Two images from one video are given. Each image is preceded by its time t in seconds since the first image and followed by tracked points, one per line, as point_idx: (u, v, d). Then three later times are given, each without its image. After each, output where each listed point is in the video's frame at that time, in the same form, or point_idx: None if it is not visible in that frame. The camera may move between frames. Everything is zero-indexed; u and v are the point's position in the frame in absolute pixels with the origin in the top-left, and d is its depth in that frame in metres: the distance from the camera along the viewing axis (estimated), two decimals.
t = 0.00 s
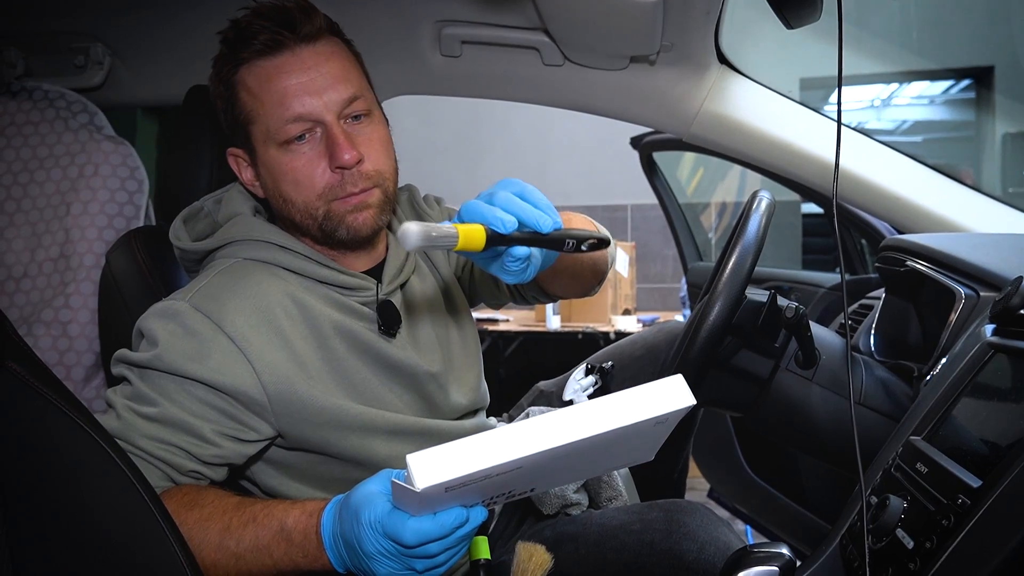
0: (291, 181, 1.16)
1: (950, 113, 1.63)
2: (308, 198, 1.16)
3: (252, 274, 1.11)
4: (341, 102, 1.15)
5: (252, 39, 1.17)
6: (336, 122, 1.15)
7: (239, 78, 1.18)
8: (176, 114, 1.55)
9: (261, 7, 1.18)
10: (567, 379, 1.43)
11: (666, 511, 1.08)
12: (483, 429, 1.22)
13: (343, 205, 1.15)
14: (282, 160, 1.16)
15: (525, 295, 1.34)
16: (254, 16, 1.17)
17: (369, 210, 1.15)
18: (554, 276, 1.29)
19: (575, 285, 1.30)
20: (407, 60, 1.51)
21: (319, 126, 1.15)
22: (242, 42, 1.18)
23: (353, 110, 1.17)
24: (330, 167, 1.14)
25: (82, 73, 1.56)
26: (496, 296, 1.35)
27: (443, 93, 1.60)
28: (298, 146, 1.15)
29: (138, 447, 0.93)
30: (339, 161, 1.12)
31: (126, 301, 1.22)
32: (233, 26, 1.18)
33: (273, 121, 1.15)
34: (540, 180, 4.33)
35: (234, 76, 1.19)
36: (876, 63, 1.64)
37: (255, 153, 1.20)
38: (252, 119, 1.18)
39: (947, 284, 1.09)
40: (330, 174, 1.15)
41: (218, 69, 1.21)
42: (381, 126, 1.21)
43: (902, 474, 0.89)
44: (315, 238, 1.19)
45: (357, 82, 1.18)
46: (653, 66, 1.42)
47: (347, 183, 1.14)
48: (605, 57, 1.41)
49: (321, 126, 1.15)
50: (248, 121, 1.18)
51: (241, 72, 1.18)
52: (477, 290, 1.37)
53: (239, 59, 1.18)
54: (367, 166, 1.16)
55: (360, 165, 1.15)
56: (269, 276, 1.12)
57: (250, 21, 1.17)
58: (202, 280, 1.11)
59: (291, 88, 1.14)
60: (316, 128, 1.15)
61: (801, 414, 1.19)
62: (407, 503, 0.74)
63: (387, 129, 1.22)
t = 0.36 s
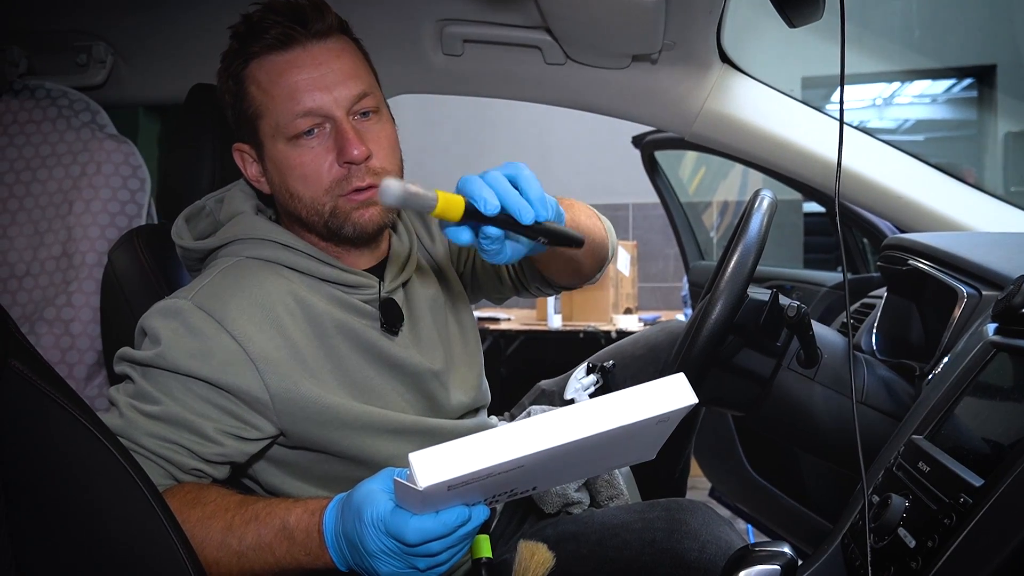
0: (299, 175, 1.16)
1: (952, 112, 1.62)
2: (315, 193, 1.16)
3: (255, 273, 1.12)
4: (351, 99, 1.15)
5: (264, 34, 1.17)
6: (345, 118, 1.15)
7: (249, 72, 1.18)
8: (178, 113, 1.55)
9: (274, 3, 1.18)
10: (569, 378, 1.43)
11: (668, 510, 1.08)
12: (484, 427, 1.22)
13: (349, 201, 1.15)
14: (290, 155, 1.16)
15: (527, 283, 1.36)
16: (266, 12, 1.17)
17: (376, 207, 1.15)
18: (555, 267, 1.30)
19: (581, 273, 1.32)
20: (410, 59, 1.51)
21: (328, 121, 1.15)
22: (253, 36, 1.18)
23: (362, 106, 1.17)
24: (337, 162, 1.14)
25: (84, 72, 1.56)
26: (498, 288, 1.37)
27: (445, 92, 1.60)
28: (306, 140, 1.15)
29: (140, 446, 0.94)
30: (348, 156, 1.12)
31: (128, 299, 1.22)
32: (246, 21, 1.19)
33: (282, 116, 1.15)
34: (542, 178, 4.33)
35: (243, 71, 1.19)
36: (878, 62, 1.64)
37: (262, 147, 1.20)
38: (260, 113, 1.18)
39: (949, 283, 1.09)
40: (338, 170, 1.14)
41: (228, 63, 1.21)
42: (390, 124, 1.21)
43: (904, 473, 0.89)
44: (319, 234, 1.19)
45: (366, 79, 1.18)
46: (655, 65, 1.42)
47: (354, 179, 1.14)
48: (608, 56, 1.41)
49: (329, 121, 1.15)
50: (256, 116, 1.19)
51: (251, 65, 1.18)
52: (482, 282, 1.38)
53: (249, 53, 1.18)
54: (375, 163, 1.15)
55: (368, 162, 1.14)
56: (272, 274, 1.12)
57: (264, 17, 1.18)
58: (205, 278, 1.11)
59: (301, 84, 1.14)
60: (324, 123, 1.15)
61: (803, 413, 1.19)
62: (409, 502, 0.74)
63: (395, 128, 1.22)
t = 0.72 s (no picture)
0: (296, 177, 1.16)
1: (951, 112, 1.62)
2: (312, 194, 1.16)
3: (255, 276, 1.12)
4: (346, 100, 1.15)
5: (259, 36, 1.17)
6: (340, 119, 1.15)
7: (245, 75, 1.18)
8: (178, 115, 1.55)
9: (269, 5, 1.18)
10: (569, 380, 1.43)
11: (668, 512, 1.08)
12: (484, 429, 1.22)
13: (345, 202, 1.15)
14: (286, 156, 1.16)
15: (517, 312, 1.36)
16: (261, 14, 1.17)
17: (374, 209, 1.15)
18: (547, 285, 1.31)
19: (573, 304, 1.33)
20: (410, 60, 1.51)
21: (324, 123, 1.15)
22: (248, 39, 1.18)
23: (357, 107, 1.17)
24: (334, 164, 1.14)
25: (85, 73, 1.56)
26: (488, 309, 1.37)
27: (445, 93, 1.60)
28: (302, 142, 1.15)
29: (142, 448, 0.94)
30: (343, 157, 1.12)
31: (129, 301, 1.22)
32: (241, 24, 1.19)
33: (278, 117, 1.15)
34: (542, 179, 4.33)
35: (240, 73, 1.19)
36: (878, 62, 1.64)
37: (260, 150, 1.20)
38: (258, 116, 1.18)
39: (949, 284, 1.09)
40: (334, 171, 1.15)
41: (225, 66, 1.21)
42: (386, 124, 1.21)
43: (904, 474, 0.89)
44: (317, 236, 1.19)
45: (361, 80, 1.18)
46: (655, 66, 1.42)
47: (349, 180, 1.14)
48: (608, 57, 1.41)
49: (325, 122, 1.15)
50: (254, 118, 1.19)
51: (247, 68, 1.18)
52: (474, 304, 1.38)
53: (245, 56, 1.18)
54: (370, 164, 1.15)
55: (363, 163, 1.14)
56: (272, 277, 1.12)
57: (258, 18, 1.17)
58: (205, 280, 1.11)
59: (296, 85, 1.14)
60: (320, 124, 1.15)
61: (803, 414, 1.19)
62: (408, 504, 0.74)
63: (392, 128, 1.22)
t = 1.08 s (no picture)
0: (294, 181, 1.16)
1: (949, 113, 1.63)
2: (311, 197, 1.16)
3: (253, 278, 1.12)
4: (338, 99, 1.16)
5: (245, 42, 1.17)
6: (334, 118, 1.15)
7: (234, 83, 1.18)
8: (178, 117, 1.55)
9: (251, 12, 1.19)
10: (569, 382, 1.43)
11: (668, 514, 1.08)
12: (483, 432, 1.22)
13: (345, 202, 1.14)
14: (282, 161, 1.16)
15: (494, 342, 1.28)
16: (245, 20, 1.17)
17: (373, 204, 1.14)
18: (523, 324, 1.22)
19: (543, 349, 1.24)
20: (409, 62, 1.51)
21: (317, 124, 1.15)
22: (234, 45, 1.18)
23: (350, 106, 1.17)
24: (330, 164, 1.14)
25: (84, 76, 1.56)
26: (473, 331, 1.31)
27: (443, 95, 1.60)
28: (297, 145, 1.15)
29: (141, 451, 0.94)
30: (340, 156, 1.12)
31: (128, 304, 1.22)
32: (226, 31, 1.19)
33: (272, 122, 1.15)
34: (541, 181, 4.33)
35: (227, 82, 1.19)
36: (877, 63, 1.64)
37: (255, 157, 1.20)
38: (250, 122, 1.18)
39: (949, 285, 1.09)
40: (332, 171, 1.15)
41: (211, 75, 1.21)
42: (379, 122, 1.21)
43: (903, 475, 0.89)
44: (317, 239, 1.19)
45: (351, 79, 1.19)
46: (654, 68, 1.42)
47: (348, 178, 1.14)
48: (606, 59, 1.41)
49: (319, 124, 1.15)
50: (246, 124, 1.18)
51: (235, 76, 1.18)
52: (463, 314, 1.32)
53: (232, 63, 1.18)
54: (367, 161, 1.15)
55: (360, 160, 1.14)
56: (271, 279, 1.12)
57: (242, 24, 1.17)
58: (204, 283, 1.11)
59: (287, 88, 1.14)
60: (314, 126, 1.15)
61: (803, 416, 1.19)
62: (407, 507, 0.74)
63: (385, 126, 1.22)
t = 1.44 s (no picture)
0: (292, 188, 1.16)
1: (949, 117, 1.63)
2: (310, 204, 1.16)
3: (252, 284, 1.12)
4: (335, 105, 1.16)
5: (241, 48, 1.17)
6: (331, 125, 1.15)
7: (230, 90, 1.19)
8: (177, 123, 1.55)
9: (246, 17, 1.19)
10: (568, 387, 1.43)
11: (668, 519, 1.08)
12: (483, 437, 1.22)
13: (344, 208, 1.15)
14: (281, 168, 1.16)
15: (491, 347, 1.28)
16: (240, 26, 1.18)
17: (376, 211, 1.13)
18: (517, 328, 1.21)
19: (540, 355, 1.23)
20: (408, 68, 1.51)
21: (315, 130, 1.15)
22: (230, 52, 1.18)
23: (346, 112, 1.17)
24: (329, 170, 1.15)
25: (84, 81, 1.56)
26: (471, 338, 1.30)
27: (442, 100, 1.61)
28: (295, 152, 1.16)
29: (139, 457, 0.94)
30: (338, 162, 1.12)
31: (127, 309, 1.22)
32: (221, 38, 1.19)
33: (269, 129, 1.15)
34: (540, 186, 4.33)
35: (224, 89, 1.20)
36: (875, 68, 1.64)
37: (253, 164, 1.20)
38: (248, 129, 1.18)
39: (948, 290, 1.09)
40: (330, 177, 1.15)
41: (208, 82, 1.21)
42: (376, 127, 1.21)
43: (903, 480, 0.89)
44: (317, 244, 1.19)
45: (347, 84, 1.18)
46: (653, 74, 1.43)
47: (347, 184, 1.14)
48: (605, 65, 1.41)
49: (316, 130, 1.15)
50: (244, 131, 1.19)
51: (232, 82, 1.18)
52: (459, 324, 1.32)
53: (228, 70, 1.18)
54: (364, 166, 1.15)
55: (358, 166, 1.14)
56: (270, 284, 1.12)
57: (238, 32, 1.18)
58: (203, 289, 1.11)
59: (284, 95, 1.14)
60: (312, 132, 1.15)
61: (802, 421, 1.19)
62: (407, 512, 0.74)
63: (381, 130, 1.22)
